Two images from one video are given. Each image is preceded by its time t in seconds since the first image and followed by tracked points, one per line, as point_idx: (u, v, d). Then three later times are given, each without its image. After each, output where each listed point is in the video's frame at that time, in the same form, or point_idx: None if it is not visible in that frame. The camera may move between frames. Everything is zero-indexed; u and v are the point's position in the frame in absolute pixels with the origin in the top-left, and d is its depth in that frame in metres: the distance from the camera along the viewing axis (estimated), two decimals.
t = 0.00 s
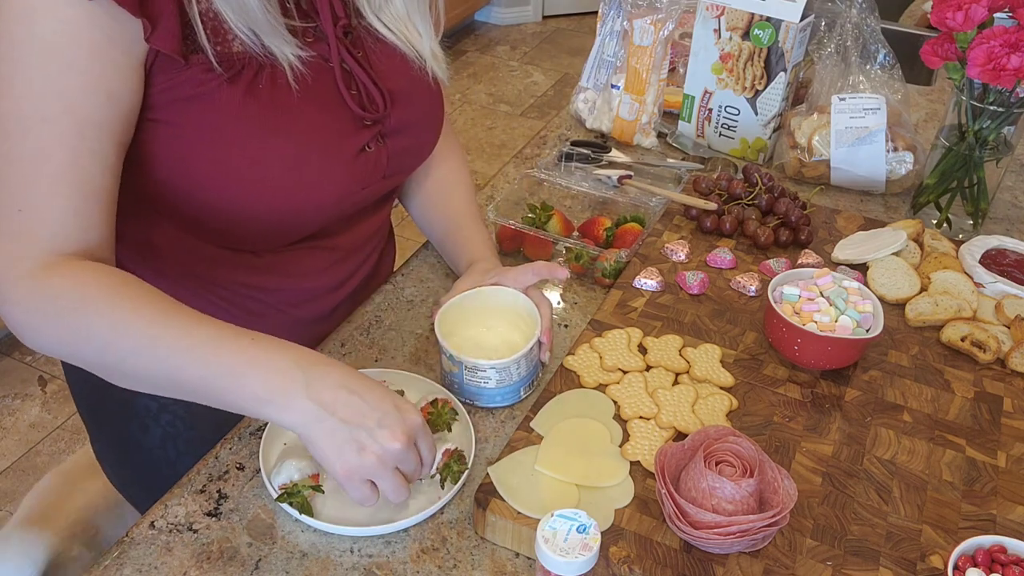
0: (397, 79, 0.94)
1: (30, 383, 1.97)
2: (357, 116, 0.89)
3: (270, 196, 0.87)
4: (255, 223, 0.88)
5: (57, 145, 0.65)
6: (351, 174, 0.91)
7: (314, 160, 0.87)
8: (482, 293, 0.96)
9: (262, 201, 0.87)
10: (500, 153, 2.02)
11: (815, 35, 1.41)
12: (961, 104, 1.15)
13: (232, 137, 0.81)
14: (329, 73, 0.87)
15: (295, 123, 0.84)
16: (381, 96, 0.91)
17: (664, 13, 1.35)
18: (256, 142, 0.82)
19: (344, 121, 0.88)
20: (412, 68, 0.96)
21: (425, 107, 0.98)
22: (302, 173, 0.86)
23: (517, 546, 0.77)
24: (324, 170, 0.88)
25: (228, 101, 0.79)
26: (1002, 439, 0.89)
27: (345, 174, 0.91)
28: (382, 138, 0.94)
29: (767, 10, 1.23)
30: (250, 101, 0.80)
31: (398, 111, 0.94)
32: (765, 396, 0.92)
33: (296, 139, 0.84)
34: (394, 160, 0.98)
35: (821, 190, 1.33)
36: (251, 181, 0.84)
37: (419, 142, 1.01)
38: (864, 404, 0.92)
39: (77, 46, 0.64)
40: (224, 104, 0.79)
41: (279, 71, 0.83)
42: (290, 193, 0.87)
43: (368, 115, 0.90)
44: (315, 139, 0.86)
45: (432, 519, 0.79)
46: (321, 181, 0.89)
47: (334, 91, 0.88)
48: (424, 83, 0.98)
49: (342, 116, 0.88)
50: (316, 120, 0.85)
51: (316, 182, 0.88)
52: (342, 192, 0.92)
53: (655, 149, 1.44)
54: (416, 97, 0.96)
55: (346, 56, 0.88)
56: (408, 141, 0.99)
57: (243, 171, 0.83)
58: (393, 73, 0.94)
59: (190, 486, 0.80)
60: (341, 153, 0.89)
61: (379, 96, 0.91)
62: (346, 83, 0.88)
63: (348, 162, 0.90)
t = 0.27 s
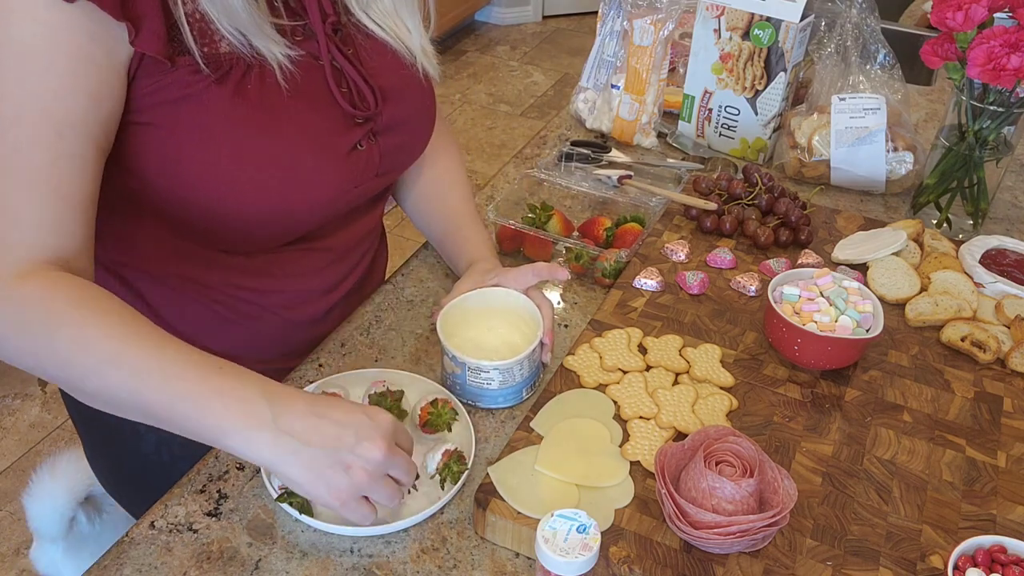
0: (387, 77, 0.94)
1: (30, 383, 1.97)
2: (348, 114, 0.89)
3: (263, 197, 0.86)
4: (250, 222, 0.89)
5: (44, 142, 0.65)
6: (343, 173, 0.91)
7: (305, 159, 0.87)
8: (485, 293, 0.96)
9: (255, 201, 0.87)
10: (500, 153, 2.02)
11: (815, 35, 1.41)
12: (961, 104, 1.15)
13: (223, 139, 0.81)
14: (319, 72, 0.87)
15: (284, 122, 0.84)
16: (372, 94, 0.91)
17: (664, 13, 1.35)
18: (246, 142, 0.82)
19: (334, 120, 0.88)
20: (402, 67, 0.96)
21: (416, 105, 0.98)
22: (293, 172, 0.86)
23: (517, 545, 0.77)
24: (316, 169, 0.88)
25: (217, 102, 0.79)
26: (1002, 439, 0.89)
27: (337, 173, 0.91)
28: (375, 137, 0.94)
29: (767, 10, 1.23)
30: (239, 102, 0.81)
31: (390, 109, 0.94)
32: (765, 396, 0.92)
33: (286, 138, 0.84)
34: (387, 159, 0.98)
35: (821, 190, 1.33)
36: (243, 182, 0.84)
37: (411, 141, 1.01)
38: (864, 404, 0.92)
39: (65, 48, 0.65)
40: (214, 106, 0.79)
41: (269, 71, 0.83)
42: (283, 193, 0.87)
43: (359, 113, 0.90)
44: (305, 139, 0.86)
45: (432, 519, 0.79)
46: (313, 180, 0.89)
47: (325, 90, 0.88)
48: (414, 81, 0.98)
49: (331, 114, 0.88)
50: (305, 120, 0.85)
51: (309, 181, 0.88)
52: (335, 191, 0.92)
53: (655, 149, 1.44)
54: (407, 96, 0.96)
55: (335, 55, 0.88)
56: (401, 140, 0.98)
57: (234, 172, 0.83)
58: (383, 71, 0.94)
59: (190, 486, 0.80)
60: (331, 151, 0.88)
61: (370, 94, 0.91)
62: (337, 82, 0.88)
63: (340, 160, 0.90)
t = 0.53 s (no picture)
0: (429, 51, 0.96)
1: (29, 383, 1.97)
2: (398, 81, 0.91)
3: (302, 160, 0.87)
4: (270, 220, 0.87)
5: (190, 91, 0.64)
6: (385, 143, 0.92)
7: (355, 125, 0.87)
8: (486, 294, 0.97)
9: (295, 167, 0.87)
10: (499, 153, 2.02)
11: (815, 35, 1.41)
12: (961, 104, 1.15)
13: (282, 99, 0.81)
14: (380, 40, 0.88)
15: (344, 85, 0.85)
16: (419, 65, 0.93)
17: (664, 12, 1.35)
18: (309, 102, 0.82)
19: (390, 86, 0.90)
20: (439, 44, 0.98)
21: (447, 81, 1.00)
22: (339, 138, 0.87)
23: (517, 546, 0.77)
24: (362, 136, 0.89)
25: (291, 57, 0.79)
26: (1002, 439, 0.89)
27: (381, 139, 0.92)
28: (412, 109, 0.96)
29: (767, 10, 1.23)
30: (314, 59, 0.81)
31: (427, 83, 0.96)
32: (765, 396, 0.92)
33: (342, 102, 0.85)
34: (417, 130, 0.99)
35: (821, 190, 1.33)
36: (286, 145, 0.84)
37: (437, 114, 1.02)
38: (864, 404, 0.92)
39: None
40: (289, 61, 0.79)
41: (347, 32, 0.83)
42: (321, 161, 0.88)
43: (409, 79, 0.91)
44: (359, 103, 0.87)
45: (431, 519, 0.79)
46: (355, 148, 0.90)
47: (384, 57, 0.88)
48: (445, 56, 1.00)
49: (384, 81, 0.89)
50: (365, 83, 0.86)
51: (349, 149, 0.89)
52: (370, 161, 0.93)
53: (655, 149, 1.44)
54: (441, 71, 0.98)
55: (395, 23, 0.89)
56: (431, 113, 1.01)
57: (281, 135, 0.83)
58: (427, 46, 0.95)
59: (190, 486, 0.80)
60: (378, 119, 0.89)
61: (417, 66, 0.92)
62: (393, 48, 0.89)
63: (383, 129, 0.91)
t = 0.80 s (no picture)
0: (439, 47, 0.96)
1: (29, 383, 1.97)
2: (400, 72, 0.91)
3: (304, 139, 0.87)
4: (252, 210, 0.88)
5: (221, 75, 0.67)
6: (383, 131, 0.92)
7: (356, 108, 0.87)
8: (485, 294, 0.97)
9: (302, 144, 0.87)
10: (499, 153, 2.02)
11: (815, 35, 1.41)
12: (961, 104, 1.15)
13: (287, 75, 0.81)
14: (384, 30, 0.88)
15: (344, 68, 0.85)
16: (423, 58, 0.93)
17: (664, 13, 1.35)
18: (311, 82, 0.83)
19: (390, 77, 0.90)
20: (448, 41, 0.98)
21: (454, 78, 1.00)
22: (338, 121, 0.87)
23: (517, 546, 0.77)
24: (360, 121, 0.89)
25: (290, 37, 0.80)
26: (1002, 439, 0.89)
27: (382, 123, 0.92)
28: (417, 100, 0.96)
29: (767, 10, 1.23)
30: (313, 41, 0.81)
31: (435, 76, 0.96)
32: (765, 396, 0.92)
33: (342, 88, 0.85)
34: (420, 123, 1.00)
35: (821, 190, 1.33)
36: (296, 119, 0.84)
37: (443, 110, 1.02)
38: (864, 404, 0.92)
39: None
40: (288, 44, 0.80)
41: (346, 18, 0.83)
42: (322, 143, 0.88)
43: (411, 72, 0.92)
44: (359, 89, 0.87)
45: (431, 519, 0.79)
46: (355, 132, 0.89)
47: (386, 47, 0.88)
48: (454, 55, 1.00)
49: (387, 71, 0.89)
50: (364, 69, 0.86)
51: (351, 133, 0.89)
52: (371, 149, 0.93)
53: (655, 149, 1.44)
54: (449, 68, 0.98)
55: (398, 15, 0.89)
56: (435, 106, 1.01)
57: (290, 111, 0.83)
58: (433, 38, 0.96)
59: (190, 486, 0.80)
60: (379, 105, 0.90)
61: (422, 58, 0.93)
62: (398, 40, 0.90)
63: (382, 119, 0.91)
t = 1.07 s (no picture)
0: (414, 37, 0.94)
1: (30, 383, 1.97)
2: (371, 60, 0.89)
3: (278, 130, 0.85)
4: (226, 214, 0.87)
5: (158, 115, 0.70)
6: (359, 120, 0.90)
7: (326, 93, 0.85)
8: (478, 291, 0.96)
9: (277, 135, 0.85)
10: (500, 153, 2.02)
11: (815, 35, 1.41)
12: (962, 104, 1.15)
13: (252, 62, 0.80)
14: (352, 19, 0.87)
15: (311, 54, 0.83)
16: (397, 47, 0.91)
17: (664, 13, 1.35)
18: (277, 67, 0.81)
19: (360, 66, 0.88)
20: (428, 30, 0.97)
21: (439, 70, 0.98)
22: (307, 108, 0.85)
23: (517, 546, 0.77)
24: (332, 107, 0.86)
25: (255, 26, 0.79)
26: (1002, 439, 0.89)
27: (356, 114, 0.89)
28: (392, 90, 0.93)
29: (767, 10, 1.23)
30: (277, 28, 0.80)
31: (412, 66, 0.94)
32: (765, 396, 0.92)
33: (311, 74, 0.83)
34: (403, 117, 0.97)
35: (821, 190, 1.33)
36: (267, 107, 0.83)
37: (429, 104, 1.00)
38: (864, 404, 0.92)
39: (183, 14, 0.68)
40: (251, 32, 0.79)
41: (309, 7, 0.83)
42: (296, 133, 0.86)
43: (382, 59, 0.89)
44: (329, 73, 0.85)
45: (432, 519, 0.79)
46: (328, 120, 0.87)
47: (354, 36, 0.87)
48: (438, 46, 0.98)
49: (358, 60, 0.88)
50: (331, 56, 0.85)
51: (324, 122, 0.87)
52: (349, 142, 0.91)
53: (655, 149, 1.44)
54: (428, 58, 0.96)
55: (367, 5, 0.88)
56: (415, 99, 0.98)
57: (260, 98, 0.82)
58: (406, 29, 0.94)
59: (190, 486, 0.80)
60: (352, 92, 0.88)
61: (395, 47, 0.91)
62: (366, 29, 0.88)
63: (357, 107, 0.89)
